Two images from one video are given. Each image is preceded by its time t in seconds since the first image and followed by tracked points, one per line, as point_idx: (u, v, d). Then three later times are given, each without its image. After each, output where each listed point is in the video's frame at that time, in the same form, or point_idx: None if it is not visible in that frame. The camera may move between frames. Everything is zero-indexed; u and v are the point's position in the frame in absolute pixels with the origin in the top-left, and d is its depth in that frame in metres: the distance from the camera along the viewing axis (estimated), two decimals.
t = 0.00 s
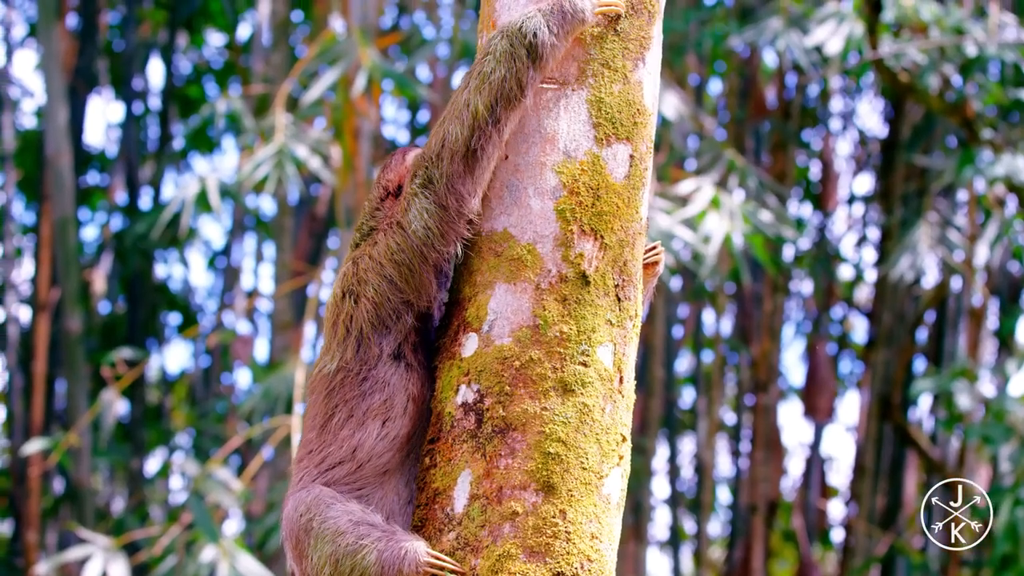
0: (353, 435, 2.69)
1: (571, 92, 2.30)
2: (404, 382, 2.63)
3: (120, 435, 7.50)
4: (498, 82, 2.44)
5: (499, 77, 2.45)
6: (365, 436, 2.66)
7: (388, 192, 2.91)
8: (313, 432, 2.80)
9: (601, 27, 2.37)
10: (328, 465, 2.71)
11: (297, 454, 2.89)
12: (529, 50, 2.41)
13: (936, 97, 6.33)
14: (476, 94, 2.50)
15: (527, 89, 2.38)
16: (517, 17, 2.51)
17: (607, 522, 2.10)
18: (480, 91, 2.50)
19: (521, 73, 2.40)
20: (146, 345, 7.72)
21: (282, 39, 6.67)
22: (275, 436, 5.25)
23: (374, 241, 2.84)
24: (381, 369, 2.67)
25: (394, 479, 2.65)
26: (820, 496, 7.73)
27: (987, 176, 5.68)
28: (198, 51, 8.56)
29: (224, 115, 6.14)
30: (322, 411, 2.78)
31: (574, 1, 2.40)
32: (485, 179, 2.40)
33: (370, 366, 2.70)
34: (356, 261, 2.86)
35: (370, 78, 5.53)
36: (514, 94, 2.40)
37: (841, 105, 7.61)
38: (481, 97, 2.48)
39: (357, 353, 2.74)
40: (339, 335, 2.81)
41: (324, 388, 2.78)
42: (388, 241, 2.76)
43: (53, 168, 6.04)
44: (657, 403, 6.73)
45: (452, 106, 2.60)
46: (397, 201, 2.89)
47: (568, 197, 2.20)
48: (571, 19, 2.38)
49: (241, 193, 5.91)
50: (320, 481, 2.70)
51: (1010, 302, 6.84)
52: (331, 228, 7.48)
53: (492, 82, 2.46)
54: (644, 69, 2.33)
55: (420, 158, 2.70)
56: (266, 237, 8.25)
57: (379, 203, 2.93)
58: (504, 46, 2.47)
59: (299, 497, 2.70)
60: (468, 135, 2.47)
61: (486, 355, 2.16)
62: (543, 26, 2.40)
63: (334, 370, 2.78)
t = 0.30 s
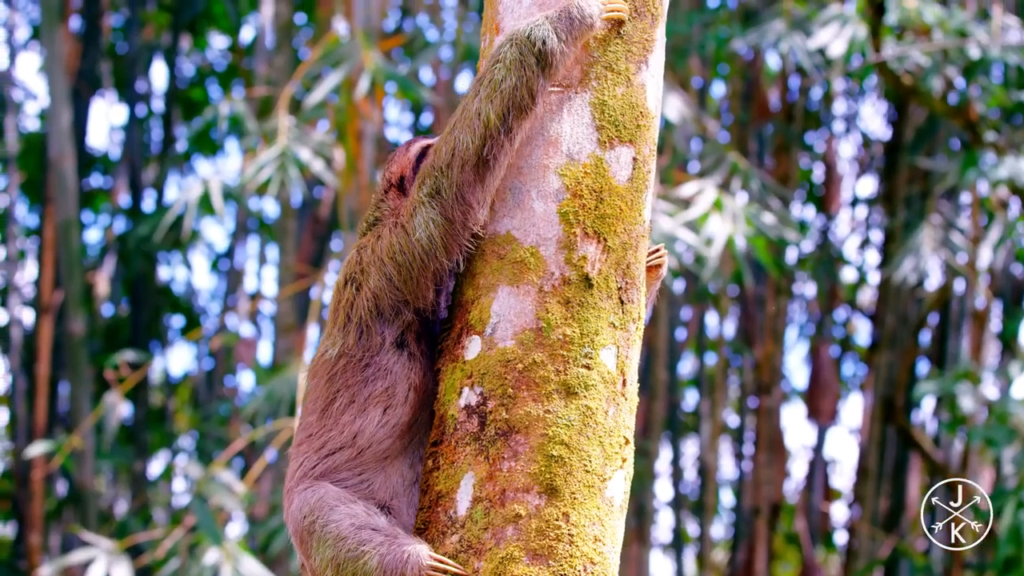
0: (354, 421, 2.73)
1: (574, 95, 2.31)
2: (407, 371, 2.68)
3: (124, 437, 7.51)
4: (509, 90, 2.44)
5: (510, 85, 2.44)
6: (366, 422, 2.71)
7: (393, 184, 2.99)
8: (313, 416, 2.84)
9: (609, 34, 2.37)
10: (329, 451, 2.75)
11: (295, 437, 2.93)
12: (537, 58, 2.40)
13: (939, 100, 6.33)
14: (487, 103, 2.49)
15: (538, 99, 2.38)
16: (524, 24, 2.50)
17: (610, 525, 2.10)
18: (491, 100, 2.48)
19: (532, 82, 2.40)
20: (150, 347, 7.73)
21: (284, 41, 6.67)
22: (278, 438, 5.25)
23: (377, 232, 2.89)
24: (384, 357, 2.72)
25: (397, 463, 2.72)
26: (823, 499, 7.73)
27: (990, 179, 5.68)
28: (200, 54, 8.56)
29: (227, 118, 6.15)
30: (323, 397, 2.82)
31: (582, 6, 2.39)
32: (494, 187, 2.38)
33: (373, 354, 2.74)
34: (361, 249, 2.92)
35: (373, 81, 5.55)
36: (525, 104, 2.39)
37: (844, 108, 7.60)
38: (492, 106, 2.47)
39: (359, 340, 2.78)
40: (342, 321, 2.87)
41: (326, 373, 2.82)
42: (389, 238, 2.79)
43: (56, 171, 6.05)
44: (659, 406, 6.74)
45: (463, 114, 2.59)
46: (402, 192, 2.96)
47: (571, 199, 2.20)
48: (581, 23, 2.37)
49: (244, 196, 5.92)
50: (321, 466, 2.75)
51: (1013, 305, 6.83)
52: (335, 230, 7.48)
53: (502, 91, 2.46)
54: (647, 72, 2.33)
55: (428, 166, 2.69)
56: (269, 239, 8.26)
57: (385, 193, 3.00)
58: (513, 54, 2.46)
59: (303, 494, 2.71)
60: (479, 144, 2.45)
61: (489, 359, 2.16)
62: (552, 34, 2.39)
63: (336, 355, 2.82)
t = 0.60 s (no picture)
0: (354, 403, 2.79)
1: (577, 100, 2.32)
2: (409, 356, 2.75)
3: (126, 442, 7.52)
4: (513, 95, 2.45)
5: (514, 91, 2.45)
6: (365, 404, 2.77)
7: (402, 174, 3.07)
8: (314, 397, 2.92)
9: (609, 38, 2.37)
10: (329, 432, 2.81)
11: (296, 418, 3.00)
12: (539, 63, 2.40)
13: (942, 105, 6.35)
14: (492, 110, 2.51)
15: (541, 105, 2.38)
16: (526, 29, 2.50)
17: (612, 530, 2.10)
18: (496, 107, 2.50)
19: (535, 87, 2.41)
20: (152, 352, 7.74)
21: (287, 47, 6.67)
22: (280, 444, 5.25)
23: (383, 223, 2.98)
24: (386, 342, 2.79)
25: (398, 446, 2.75)
26: (825, 504, 7.72)
27: (992, 184, 5.68)
28: (203, 59, 8.57)
29: (229, 123, 6.16)
30: (324, 375, 2.90)
31: (582, 8, 2.39)
32: (499, 196, 2.37)
33: (374, 336, 2.81)
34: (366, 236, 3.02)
35: (375, 86, 5.56)
36: (530, 110, 2.40)
37: (847, 113, 7.62)
38: (498, 113, 2.48)
39: (361, 323, 2.86)
40: (344, 304, 2.96)
41: (327, 353, 2.91)
42: (392, 232, 2.86)
43: (58, 176, 6.06)
44: (662, 412, 6.74)
45: (468, 122, 2.59)
46: (409, 182, 3.05)
47: (573, 205, 2.21)
48: (581, 26, 2.37)
49: (246, 201, 5.93)
50: (322, 448, 2.81)
51: (1016, 310, 6.83)
52: (337, 236, 7.50)
53: (506, 96, 2.47)
54: (649, 77, 2.32)
55: (432, 172, 2.70)
56: (272, 244, 8.27)
57: (395, 182, 3.09)
58: (515, 60, 2.47)
59: (311, 491, 2.73)
60: (485, 151, 2.46)
61: (491, 364, 2.17)
62: (553, 38, 2.39)
63: (337, 337, 2.90)
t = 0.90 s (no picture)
0: (356, 388, 2.82)
1: (578, 111, 2.33)
2: (412, 344, 2.77)
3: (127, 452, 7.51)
4: (514, 107, 2.45)
5: (516, 102, 2.46)
6: (366, 390, 2.80)
7: (419, 167, 3.07)
8: (317, 381, 2.95)
9: (610, 49, 2.36)
10: (331, 419, 2.83)
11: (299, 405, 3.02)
12: (540, 73, 2.41)
13: (943, 115, 6.37)
14: (494, 122, 2.51)
15: (543, 116, 2.39)
16: (526, 40, 2.50)
17: (613, 541, 2.11)
18: (498, 119, 2.50)
19: (536, 98, 2.42)
20: (153, 363, 7.74)
21: (288, 57, 6.68)
22: (281, 454, 5.24)
23: (390, 218, 3.00)
24: (389, 330, 2.82)
25: (401, 431, 2.78)
26: (827, 514, 7.69)
27: (993, 194, 5.69)
28: (204, 69, 8.60)
29: (230, 133, 6.18)
30: (327, 361, 2.93)
31: (582, 18, 2.37)
32: (500, 208, 2.37)
33: (377, 325, 2.85)
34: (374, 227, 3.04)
35: (376, 96, 5.57)
36: (532, 121, 2.41)
37: (848, 123, 7.64)
38: (499, 125, 2.48)
39: (364, 312, 2.89)
40: (348, 293, 2.99)
41: (331, 339, 2.94)
42: (395, 230, 2.87)
43: (59, 186, 6.07)
44: (663, 422, 6.74)
45: (469, 135, 2.60)
46: (425, 176, 3.05)
47: (574, 216, 2.21)
48: (581, 37, 2.34)
49: (247, 211, 5.95)
50: (325, 434, 2.83)
51: (1017, 320, 6.83)
52: (338, 246, 7.51)
53: (507, 108, 2.48)
54: (650, 88, 2.34)
55: (436, 184, 2.70)
56: (273, 254, 8.28)
57: (410, 177, 3.08)
58: (516, 70, 2.47)
59: (319, 495, 2.71)
60: (487, 163, 2.46)
61: (492, 375, 2.17)
62: (553, 47, 2.37)
63: (341, 324, 2.93)
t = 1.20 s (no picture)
0: (363, 380, 2.88)
1: (578, 123, 2.34)
2: (418, 333, 2.82)
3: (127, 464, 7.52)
4: (518, 122, 2.48)
5: (521, 117, 2.47)
6: (374, 381, 2.86)
7: (429, 158, 3.10)
8: (326, 376, 3.00)
9: (612, 61, 2.37)
10: (340, 412, 2.88)
11: (311, 399, 3.08)
12: (543, 87, 2.43)
13: (943, 127, 6.39)
14: (498, 137, 2.53)
15: (546, 130, 2.40)
16: (528, 54, 2.50)
17: (613, 553, 2.11)
18: (501, 134, 2.52)
19: (540, 112, 2.43)
20: (154, 375, 7.75)
21: (289, 69, 6.70)
22: (282, 465, 5.24)
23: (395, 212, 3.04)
24: (393, 324, 2.87)
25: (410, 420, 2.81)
26: (827, 526, 7.67)
27: (994, 206, 5.70)
28: (205, 81, 8.65)
29: (231, 145, 6.20)
30: (334, 356, 2.99)
31: (583, 30, 2.36)
32: (503, 223, 2.38)
33: (382, 320, 2.90)
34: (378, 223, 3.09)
35: (377, 108, 5.60)
36: (536, 136, 2.41)
37: (848, 135, 7.66)
38: (503, 140, 2.50)
39: (368, 308, 2.94)
40: (351, 290, 3.05)
41: (336, 335, 3.00)
42: (399, 231, 2.90)
43: (60, 197, 6.09)
44: (663, 434, 6.74)
45: (473, 149, 2.62)
46: (435, 164, 3.09)
47: (575, 228, 2.22)
48: (582, 49, 2.33)
49: (248, 223, 5.97)
50: (336, 425, 2.88)
51: (1017, 331, 6.84)
52: (338, 258, 7.52)
53: (512, 123, 2.49)
54: (650, 101, 2.35)
55: (438, 198, 2.72)
56: (274, 266, 8.30)
57: (421, 165, 3.12)
58: (519, 85, 2.49)
59: (334, 497, 2.73)
60: (492, 179, 2.48)
61: (493, 387, 2.18)
62: (555, 61, 2.37)
63: (348, 319, 2.99)
